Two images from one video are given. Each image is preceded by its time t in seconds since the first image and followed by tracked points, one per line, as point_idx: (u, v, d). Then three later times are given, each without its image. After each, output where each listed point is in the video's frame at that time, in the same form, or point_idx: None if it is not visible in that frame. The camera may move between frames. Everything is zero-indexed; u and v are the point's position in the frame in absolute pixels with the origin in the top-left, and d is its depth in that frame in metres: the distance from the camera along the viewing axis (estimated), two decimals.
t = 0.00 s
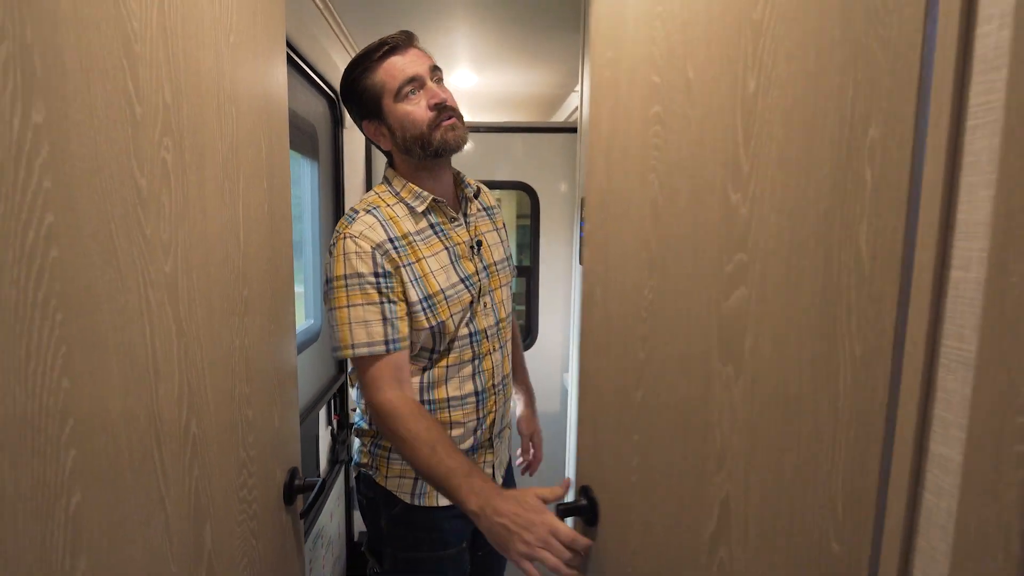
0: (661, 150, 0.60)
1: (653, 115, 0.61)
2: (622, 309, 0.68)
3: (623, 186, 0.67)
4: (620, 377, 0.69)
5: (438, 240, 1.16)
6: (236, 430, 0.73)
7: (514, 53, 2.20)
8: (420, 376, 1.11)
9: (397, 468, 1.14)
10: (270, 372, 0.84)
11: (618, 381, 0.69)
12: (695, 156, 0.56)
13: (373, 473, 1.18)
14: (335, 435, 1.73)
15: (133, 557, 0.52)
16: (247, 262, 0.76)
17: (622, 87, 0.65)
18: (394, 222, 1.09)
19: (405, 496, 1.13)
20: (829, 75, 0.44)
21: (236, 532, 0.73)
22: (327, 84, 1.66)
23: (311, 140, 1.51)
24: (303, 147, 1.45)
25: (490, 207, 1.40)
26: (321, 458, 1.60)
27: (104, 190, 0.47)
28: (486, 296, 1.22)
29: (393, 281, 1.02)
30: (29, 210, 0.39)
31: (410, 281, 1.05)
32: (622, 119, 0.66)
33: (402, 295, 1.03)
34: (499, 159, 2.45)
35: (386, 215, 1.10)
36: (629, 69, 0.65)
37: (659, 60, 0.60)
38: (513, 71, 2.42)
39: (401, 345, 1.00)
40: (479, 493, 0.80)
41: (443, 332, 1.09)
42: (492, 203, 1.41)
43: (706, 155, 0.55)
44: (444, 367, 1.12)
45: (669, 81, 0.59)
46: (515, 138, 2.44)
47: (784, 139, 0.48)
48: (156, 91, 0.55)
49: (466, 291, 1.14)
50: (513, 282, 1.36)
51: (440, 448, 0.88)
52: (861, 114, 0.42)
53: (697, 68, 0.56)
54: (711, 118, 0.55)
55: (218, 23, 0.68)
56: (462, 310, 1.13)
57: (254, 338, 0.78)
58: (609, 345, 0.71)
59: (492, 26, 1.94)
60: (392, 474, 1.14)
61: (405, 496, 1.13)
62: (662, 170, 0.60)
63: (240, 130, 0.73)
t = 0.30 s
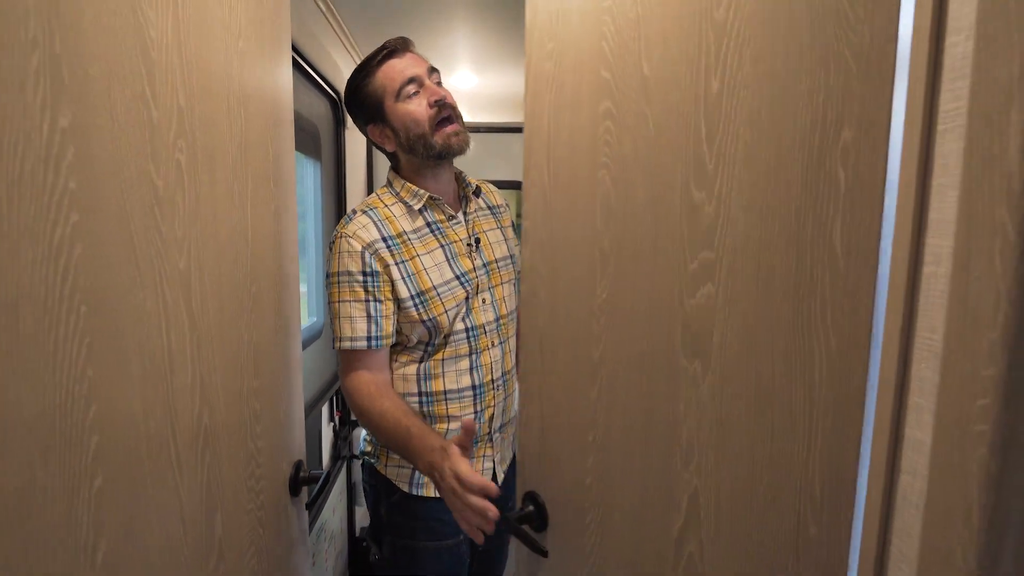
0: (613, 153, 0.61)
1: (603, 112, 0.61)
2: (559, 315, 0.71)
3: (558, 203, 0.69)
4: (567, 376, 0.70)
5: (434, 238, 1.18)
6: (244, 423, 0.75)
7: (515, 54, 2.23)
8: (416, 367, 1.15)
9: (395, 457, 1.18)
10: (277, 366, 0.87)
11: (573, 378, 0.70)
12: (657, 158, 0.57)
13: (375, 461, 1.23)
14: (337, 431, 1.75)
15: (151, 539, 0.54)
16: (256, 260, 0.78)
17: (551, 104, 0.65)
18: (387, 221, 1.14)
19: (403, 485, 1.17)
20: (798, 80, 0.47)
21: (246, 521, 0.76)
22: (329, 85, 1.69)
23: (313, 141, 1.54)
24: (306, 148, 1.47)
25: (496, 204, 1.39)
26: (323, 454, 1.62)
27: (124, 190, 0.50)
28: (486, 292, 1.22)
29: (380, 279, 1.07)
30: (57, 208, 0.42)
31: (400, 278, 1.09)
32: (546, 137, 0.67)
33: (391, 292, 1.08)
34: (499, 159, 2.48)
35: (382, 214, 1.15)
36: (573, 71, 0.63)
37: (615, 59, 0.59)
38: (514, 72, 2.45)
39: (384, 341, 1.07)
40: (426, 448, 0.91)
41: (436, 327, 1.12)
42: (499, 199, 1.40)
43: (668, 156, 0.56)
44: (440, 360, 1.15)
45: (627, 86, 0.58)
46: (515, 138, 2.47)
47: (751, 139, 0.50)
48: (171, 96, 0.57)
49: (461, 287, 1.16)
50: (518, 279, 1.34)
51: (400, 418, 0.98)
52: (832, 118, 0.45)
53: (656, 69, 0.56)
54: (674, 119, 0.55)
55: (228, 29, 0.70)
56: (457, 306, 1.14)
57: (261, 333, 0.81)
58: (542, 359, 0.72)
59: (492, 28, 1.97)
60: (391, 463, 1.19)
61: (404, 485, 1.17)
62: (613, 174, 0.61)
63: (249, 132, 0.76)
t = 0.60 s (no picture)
0: (592, 148, 0.68)
1: (581, 107, 0.69)
2: (544, 300, 0.77)
3: (539, 192, 0.76)
4: (554, 357, 0.76)
5: (439, 236, 1.20)
6: (254, 417, 0.77)
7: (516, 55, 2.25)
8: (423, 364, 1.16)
9: (404, 449, 1.22)
10: (284, 362, 0.88)
11: (553, 358, 0.76)
12: (638, 147, 0.63)
13: (385, 454, 1.27)
14: (341, 428, 1.77)
15: (168, 527, 0.56)
16: (265, 258, 0.80)
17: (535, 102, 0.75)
18: (393, 219, 1.17)
19: (412, 476, 1.21)
20: (791, 84, 0.48)
21: (256, 512, 0.78)
22: (334, 86, 1.71)
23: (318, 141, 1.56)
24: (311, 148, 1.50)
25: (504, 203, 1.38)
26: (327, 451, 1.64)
27: (143, 190, 0.52)
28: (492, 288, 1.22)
29: (384, 275, 1.11)
30: (83, 207, 0.44)
31: (404, 274, 1.12)
32: (536, 130, 0.76)
33: (396, 288, 1.12)
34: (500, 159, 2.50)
35: (389, 212, 1.19)
36: (556, 72, 0.72)
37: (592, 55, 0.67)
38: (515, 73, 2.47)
39: (390, 335, 1.11)
40: (440, 402, 0.93)
41: (442, 322, 1.14)
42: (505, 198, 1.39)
43: (655, 148, 0.61)
44: (445, 355, 1.17)
45: (607, 76, 0.65)
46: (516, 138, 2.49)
47: (745, 140, 0.52)
48: (188, 99, 0.59)
49: (465, 283, 1.17)
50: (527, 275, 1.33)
51: (412, 389, 1.00)
52: (824, 120, 0.46)
53: (639, 64, 0.62)
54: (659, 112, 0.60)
55: (240, 33, 0.72)
56: (462, 301, 1.16)
57: (270, 330, 0.82)
58: (525, 335, 0.81)
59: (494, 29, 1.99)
60: (400, 454, 1.22)
61: (412, 477, 1.21)
62: (593, 165, 0.68)
63: (259, 133, 0.78)
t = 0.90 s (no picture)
0: (594, 150, 0.67)
1: (582, 110, 0.68)
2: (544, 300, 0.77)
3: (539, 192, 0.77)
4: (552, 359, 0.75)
5: (446, 234, 1.21)
6: (258, 414, 0.78)
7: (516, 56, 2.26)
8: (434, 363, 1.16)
9: (415, 446, 1.23)
10: (287, 360, 0.89)
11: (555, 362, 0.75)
12: (637, 149, 0.63)
13: (394, 451, 1.29)
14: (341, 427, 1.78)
15: (175, 522, 0.57)
16: (267, 258, 0.81)
17: (534, 103, 0.74)
18: (403, 218, 1.18)
19: (424, 473, 1.23)
20: (785, 88, 0.50)
21: (260, 509, 0.79)
22: (335, 87, 1.72)
23: (320, 142, 1.57)
24: (313, 149, 1.51)
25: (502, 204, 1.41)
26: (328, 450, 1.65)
27: (151, 191, 0.53)
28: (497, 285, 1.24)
29: (397, 272, 1.11)
30: (94, 207, 0.45)
31: (416, 271, 1.13)
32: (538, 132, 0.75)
33: (408, 286, 1.12)
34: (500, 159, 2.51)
35: (396, 212, 1.19)
36: (556, 72, 0.71)
37: (594, 60, 0.66)
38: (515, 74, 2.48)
39: (404, 331, 1.10)
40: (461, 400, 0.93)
41: (453, 317, 1.15)
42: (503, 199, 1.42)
43: (653, 151, 0.62)
44: (455, 351, 1.18)
45: (608, 81, 0.65)
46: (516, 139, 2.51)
47: (740, 143, 0.53)
48: (194, 101, 0.60)
49: (473, 279, 1.19)
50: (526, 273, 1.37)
51: (433, 388, 1.00)
52: (817, 124, 0.47)
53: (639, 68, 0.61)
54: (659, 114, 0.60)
55: (244, 37, 0.73)
56: (471, 297, 1.18)
57: (273, 329, 0.83)
58: (522, 341, 0.79)
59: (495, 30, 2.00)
60: (411, 451, 1.24)
61: (424, 473, 1.23)
62: (593, 168, 0.68)
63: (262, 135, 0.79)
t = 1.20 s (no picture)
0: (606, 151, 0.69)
1: (605, 116, 0.66)
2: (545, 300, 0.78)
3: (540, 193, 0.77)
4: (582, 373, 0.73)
5: (442, 232, 1.22)
6: (259, 414, 0.78)
7: (516, 57, 2.27)
8: (433, 359, 1.18)
9: (414, 442, 1.25)
10: (288, 359, 0.90)
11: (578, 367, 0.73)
12: (638, 150, 0.64)
13: (394, 448, 1.30)
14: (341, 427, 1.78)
15: (177, 521, 0.58)
16: (269, 258, 0.82)
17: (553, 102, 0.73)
18: (400, 217, 1.19)
19: (422, 469, 1.24)
20: (785, 89, 0.50)
21: (261, 508, 0.79)
22: (336, 87, 1.72)
23: (321, 142, 1.57)
24: (314, 149, 1.51)
25: (498, 202, 1.42)
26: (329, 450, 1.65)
27: (154, 192, 0.53)
28: (495, 282, 1.25)
29: (395, 268, 1.12)
30: (98, 207, 0.45)
31: (413, 268, 1.14)
32: (545, 136, 0.74)
33: (406, 282, 1.13)
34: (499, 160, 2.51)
35: (393, 211, 1.20)
36: (580, 73, 0.68)
37: (616, 66, 0.64)
38: (514, 74, 2.49)
39: (403, 326, 1.11)
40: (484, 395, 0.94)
41: (450, 313, 1.16)
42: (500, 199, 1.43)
43: (654, 151, 0.62)
44: (453, 347, 1.18)
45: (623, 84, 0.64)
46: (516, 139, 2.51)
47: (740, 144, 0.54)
48: (197, 103, 0.61)
49: (470, 276, 1.20)
50: (524, 270, 1.37)
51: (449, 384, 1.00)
52: (816, 125, 0.48)
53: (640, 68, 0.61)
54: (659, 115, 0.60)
55: (246, 38, 0.74)
56: (468, 294, 1.19)
57: (274, 328, 0.84)
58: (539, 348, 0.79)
59: (496, 30, 1.99)
60: (410, 448, 1.25)
61: (422, 469, 1.24)
62: (615, 170, 0.66)
63: (264, 136, 0.79)
